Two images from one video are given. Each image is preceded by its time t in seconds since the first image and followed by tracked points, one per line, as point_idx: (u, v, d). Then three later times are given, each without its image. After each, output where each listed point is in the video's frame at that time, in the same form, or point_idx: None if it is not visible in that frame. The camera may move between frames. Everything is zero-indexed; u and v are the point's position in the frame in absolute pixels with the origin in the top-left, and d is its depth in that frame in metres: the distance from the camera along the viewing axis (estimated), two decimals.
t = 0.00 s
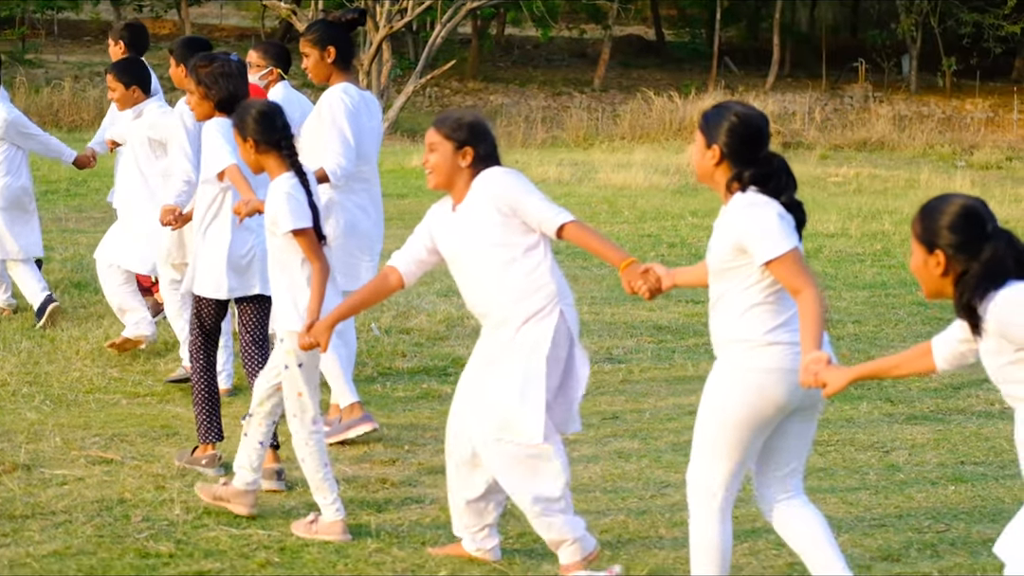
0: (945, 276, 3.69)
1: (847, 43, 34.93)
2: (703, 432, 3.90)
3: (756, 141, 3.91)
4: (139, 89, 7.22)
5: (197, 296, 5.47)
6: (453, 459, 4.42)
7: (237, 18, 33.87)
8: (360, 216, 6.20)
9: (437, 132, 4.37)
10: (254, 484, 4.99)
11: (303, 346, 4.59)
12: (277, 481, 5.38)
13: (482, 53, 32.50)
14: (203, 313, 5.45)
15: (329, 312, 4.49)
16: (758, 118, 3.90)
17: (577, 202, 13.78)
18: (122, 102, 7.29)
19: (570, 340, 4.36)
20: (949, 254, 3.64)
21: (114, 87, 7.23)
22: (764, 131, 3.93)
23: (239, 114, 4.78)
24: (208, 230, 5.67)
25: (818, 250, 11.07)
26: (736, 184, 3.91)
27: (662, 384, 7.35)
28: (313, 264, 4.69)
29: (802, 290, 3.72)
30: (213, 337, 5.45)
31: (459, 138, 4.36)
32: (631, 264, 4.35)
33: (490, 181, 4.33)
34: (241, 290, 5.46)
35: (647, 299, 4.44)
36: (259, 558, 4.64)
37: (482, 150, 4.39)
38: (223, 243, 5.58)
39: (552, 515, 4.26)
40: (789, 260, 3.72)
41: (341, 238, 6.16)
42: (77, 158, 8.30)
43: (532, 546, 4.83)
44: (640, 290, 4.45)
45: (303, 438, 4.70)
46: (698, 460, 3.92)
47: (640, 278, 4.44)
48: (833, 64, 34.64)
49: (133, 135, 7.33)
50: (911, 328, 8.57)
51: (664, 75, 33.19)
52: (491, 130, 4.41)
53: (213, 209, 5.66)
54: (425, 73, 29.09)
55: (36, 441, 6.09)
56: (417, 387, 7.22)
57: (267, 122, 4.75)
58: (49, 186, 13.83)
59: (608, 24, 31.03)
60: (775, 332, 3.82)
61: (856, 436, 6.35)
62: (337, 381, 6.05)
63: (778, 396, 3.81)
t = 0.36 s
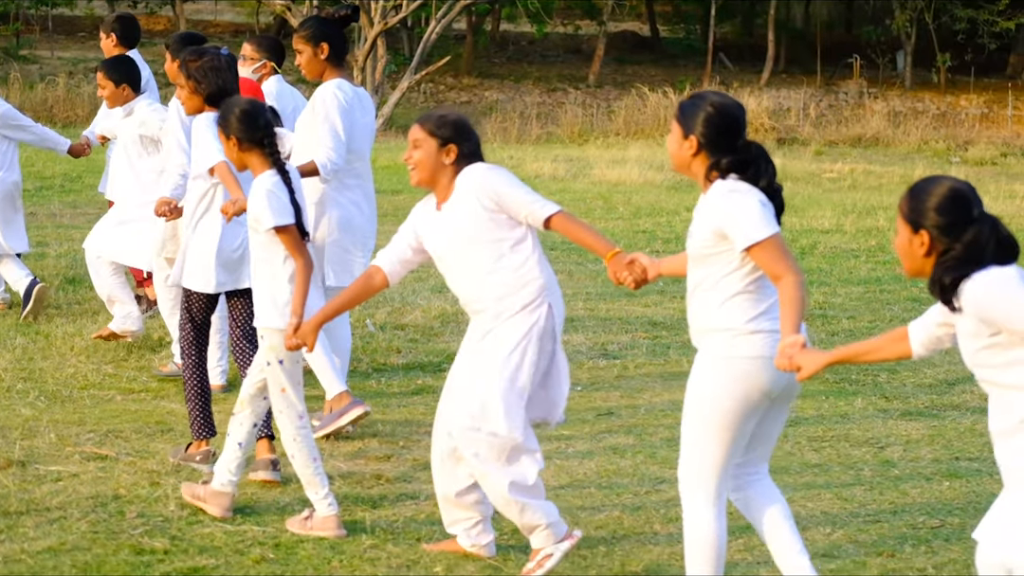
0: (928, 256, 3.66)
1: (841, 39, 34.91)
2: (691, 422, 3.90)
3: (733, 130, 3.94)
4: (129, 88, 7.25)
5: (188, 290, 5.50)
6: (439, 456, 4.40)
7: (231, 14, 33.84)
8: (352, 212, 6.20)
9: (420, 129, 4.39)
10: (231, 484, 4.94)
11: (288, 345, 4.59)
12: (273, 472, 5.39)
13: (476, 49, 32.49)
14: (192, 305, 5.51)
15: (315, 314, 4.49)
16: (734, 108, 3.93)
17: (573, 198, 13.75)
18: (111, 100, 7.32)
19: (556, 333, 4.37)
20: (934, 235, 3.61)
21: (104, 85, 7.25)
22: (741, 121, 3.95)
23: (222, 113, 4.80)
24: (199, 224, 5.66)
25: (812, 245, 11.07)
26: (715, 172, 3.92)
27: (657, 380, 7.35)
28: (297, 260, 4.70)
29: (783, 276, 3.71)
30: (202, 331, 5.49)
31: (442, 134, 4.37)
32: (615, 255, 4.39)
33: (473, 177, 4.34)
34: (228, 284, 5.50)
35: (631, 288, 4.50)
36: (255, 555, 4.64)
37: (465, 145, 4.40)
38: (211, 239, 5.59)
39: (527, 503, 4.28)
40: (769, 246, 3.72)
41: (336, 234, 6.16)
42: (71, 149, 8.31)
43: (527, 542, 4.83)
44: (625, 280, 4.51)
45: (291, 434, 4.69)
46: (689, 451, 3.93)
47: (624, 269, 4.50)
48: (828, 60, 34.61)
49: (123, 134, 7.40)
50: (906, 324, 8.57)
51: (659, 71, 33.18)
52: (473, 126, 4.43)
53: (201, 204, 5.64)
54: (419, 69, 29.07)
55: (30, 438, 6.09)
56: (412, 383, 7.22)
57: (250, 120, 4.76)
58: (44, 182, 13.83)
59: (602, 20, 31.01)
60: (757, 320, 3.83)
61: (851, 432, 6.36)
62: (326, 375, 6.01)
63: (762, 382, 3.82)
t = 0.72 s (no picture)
0: (915, 245, 3.64)
1: (838, 36, 34.87)
2: (681, 413, 3.89)
3: (716, 123, 3.94)
4: (119, 88, 7.19)
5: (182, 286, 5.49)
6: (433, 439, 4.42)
7: (228, 12, 33.82)
8: (346, 209, 6.20)
9: (407, 124, 4.41)
10: (219, 489, 4.93)
11: (283, 347, 4.61)
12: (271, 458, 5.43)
13: (472, 47, 32.49)
14: (187, 301, 5.51)
15: (308, 315, 4.50)
16: (717, 101, 3.93)
17: (568, 197, 13.71)
18: (101, 102, 7.24)
19: (548, 323, 4.40)
20: (922, 224, 3.59)
21: (94, 86, 7.17)
22: (724, 113, 3.95)
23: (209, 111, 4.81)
24: (192, 221, 5.65)
25: (808, 244, 11.05)
26: (697, 163, 3.93)
27: (653, 379, 7.35)
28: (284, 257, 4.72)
29: (764, 264, 3.74)
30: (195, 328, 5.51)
31: (428, 132, 4.39)
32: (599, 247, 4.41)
33: (458, 171, 4.34)
34: (221, 280, 5.49)
35: (616, 282, 4.51)
36: (251, 552, 4.64)
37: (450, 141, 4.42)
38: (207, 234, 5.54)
39: (502, 496, 4.29)
40: (752, 234, 3.74)
41: (329, 232, 6.16)
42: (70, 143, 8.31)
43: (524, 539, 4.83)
44: (609, 274, 4.52)
45: (276, 431, 4.71)
46: (681, 443, 3.92)
47: (609, 263, 4.51)
48: (824, 57, 34.61)
49: (116, 131, 7.44)
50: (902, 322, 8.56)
51: (656, 68, 33.19)
52: (458, 121, 4.46)
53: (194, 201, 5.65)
54: (416, 67, 29.07)
55: (26, 435, 6.08)
56: (408, 381, 7.22)
57: (238, 120, 4.78)
58: (40, 180, 13.80)
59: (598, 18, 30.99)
60: (741, 312, 3.86)
61: (849, 430, 6.35)
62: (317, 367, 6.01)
63: (748, 373, 3.85)
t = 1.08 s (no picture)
0: (904, 236, 3.64)
1: (835, 34, 34.84)
2: (669, 406, 3.90)
3: (700, 118, 3.94)
4: (107, 85, 7.19)
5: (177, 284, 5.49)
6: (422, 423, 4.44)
7: (225, 10, 33.81)
8: (341, 205, 6.21)
9: (392, 120, 4.40)
10: (214, 487, 4.93)
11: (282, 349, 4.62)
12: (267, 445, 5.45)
13: (469, 45, 32.47)
14: (183, 299, 5.50)
15: (305, 318, 4.53)
16: (701, 96, 3.92)
17: (565, 195, 13.68)
18: (92, 100, 7.26)
19: (542, 311, 4.40)
20: (912, 216, 3.59)
21: (84, 84, 7.20)
22: (707, 108, 3.95)
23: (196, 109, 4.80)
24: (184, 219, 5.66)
25: (805, 242, 11.05)
26: (681, 156, 3.93)
27: (651, 376, 7.35)
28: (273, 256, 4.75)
29: (742, 256, 3.74)
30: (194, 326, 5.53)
31: (414, 127, 4.39)
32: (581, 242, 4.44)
33: (444, 164, 4.34)
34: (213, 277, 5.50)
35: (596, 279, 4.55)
36: (248, 550, 4.64)
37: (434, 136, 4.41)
38: (198, 230, 5.53)
39: (474, 492, 4.34)
40: (732, 225, 3.74)
41: (326, 229, 6.16)
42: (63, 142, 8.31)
43: (521, 538, 4.83)
44: (590, 271, 4.57)
45: (256, 427, 4.73)
46: (671, 438, 3.93)
47: (589, 260, 4.55)
48: (821, 55, 34.61)
49: (107, 130, 7.40)
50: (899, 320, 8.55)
51: (652, 66, 33.19)
52: (442, 116, 4.45)
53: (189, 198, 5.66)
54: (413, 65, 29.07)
55: (23, 434, 6.08)
56: (404, 379, 7.21)
57: (224, 118, 4.77)
58: (36, 177, 13.79)
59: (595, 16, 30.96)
60: (725, 308, 3.85)
61: (846, 428, 6.35)
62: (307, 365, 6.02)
63: (732, 368, 3.84)
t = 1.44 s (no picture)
0: (895, 232, 3.64)
1: (834, 31, 34.81)
2: (655, 401, 3.89)
3: (687, 115, 3.94)
4: (96, 83, 7.24)
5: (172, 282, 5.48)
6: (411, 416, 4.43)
7: (223, 8, 33.80)
8: (336, 202, 6.21)
9: (381, 116, 4.40)
10: (214, 483, 4.93)
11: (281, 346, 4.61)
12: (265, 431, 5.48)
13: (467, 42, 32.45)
14: (180, 296, 5.46)
15: (301, 315, 4.52)
16: (688, 94, 3.93)
17: (563, 193, 13.66)
18: (85, 99, 7.33)
19: (535, 301, 4.40)
20: (906, 215, 3.59)
21: (74, 82, 7.27)
22: (694, 106, 3.95)
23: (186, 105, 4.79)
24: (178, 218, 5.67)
25: (803, 240, 11.03)
26: (666, 151, 3.93)
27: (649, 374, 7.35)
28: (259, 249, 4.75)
29: (718, 251, 3.74)
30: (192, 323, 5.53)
31: (402, 122, 4.39)
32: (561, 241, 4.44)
33: (434, 157, 4.34)
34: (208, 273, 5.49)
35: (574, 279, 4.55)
36: (246, 547, 4.63)
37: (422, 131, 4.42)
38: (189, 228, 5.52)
39: (449, 484, 4.38)
40: (711, 219, 3.74)
41: (321, 226, 6.17)
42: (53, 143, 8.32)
43: (519, 535, 4.83)
44: (568, 272, 4.56)
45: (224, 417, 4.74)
46: (658, 433, 3.91)
47: (568, 260, 4.54)
48: (820, 52, 34.59)
49: (102, 130, 7.44)
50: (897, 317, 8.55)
51: (650, 63, 33.18)
52: (430, 111, 4.45)
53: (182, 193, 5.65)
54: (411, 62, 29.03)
55: (21, 431, 6.08)
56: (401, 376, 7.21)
57: (212, 113, 4.76)
58: (35, 175, 13.79)
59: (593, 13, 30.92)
60: (708, 304, 3.85)
61: (844, 426, 6.34)
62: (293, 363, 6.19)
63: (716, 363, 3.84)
